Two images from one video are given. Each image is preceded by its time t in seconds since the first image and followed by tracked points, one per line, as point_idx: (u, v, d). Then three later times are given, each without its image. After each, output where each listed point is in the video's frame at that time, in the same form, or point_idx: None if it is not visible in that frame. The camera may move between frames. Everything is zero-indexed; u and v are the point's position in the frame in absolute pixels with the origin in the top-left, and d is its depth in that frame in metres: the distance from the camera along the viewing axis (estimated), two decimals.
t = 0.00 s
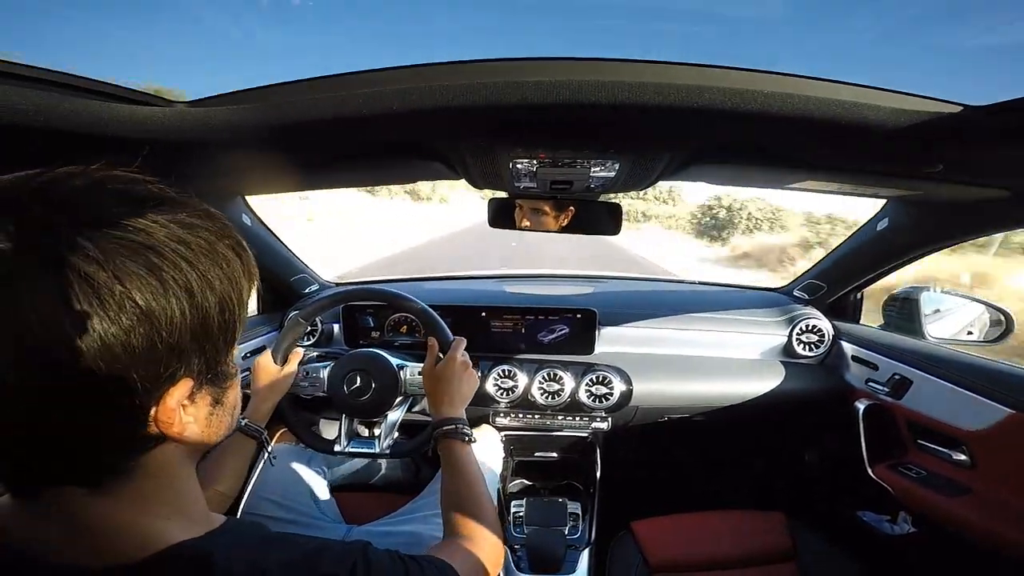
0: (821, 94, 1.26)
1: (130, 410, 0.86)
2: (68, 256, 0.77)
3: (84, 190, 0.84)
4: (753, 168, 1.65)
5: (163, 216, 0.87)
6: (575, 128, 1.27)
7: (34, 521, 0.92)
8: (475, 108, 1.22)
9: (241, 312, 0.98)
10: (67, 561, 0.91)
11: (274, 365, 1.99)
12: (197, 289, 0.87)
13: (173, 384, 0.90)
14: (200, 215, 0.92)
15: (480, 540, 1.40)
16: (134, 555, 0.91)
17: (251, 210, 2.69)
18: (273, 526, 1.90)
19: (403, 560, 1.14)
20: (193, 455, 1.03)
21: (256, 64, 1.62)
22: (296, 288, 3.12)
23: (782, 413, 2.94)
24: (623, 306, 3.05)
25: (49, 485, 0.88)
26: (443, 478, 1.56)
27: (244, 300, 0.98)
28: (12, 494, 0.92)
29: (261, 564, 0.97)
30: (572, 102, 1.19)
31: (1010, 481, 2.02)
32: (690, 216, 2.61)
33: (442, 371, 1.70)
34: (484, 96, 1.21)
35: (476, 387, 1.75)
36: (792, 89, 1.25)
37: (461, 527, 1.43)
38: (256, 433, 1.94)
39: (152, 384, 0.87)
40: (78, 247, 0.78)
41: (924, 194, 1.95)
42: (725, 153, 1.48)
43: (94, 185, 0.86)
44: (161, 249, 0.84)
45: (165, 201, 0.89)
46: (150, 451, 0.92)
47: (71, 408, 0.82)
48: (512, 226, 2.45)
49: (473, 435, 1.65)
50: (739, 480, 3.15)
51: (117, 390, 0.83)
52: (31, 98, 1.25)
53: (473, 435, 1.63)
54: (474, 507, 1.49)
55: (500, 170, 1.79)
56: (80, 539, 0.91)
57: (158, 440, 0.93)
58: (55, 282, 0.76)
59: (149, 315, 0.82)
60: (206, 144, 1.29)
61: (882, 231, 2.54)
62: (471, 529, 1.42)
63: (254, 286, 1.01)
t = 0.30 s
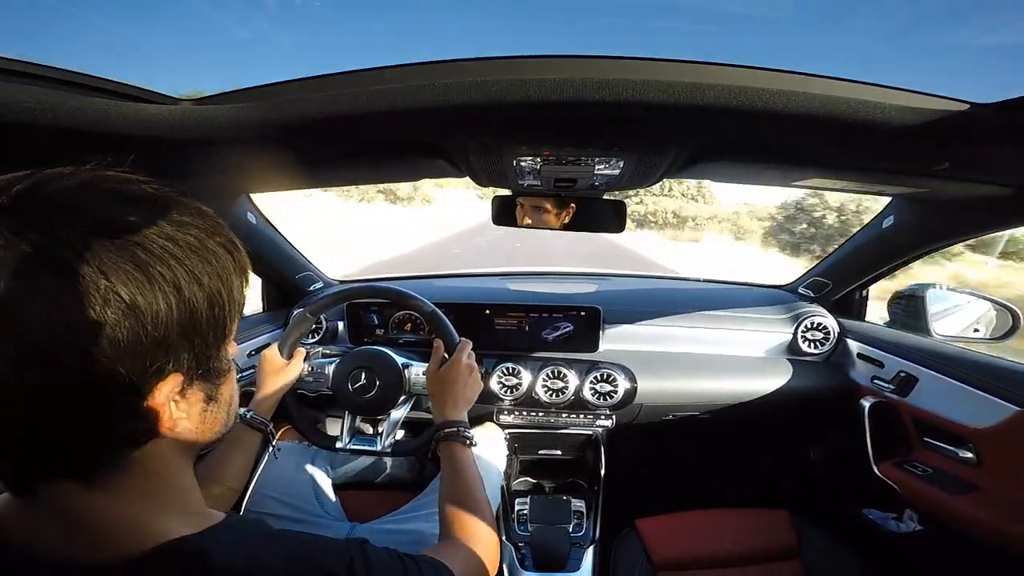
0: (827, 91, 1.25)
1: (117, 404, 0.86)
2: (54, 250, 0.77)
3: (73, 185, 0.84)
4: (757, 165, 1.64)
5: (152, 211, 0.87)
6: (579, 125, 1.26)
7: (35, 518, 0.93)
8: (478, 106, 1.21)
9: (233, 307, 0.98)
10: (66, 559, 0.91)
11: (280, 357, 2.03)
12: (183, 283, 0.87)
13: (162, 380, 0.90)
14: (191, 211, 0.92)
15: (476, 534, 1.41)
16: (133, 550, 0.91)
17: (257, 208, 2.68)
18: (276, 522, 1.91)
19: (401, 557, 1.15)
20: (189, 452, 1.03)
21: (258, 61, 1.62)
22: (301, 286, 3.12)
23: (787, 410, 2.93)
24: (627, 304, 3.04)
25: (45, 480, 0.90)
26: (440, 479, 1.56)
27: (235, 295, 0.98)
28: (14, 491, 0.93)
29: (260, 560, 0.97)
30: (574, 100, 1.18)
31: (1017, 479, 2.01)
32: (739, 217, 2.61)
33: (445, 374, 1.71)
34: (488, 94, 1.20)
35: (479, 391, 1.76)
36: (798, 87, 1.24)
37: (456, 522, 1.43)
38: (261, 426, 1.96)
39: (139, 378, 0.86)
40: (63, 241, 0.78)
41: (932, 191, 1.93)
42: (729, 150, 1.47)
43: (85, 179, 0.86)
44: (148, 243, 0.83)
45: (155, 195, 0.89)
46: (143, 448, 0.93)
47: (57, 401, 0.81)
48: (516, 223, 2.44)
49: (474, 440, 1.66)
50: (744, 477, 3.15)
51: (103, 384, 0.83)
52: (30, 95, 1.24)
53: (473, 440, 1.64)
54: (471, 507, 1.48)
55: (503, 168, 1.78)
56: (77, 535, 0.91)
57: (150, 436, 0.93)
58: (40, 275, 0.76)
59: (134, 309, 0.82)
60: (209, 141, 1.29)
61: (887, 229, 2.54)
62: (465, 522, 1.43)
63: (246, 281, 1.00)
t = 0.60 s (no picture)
0: (833, 91, 1.25)
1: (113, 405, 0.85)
2: (46, 253, 0.78)
3: (67, 186, 0.84)
4: (762, 164, 1.64)
5: (144, 210, 0.86)
6: (584, 126, 1.26)
7: (42, 518, 0.93)
8: (483, 107, 1.21)
9: (231, 306, 0.97)
10: (74, 562, 0.91)
11: (287, 356, 2.03)
12: (176, 282, 0.86)
13: (160, 378, 0.89)
14: (186, 210, 0.92)
15: (476, 533, 1.41)
16: (141, 551, 0.92)
17: (262, 208, 2.68)
18: (280, 522, 1.92)
19: (406, 556, 1.15)
20: (193, 453, 1.02)
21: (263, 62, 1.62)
22: (305, 286, 3.12)
23: (791, 410, 2.92)
24: (631, 304, 3.04)
25: (50, 482, 0.90)
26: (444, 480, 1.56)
27: (232, 293, 0.97)
28: (22, 492, 0.93)
29: (267, 559, 0.98)
30: (579, 101, 1.18)
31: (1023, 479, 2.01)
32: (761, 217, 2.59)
33: (449, 375, 1.71)
34: (493, 94, 1.20)
35: (483, 393, 1.76)
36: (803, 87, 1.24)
37: (458, 522, 1.43)
38: (269, 425, 1.94)
39: (134, 378, 0.86)
40: (55, 244, 0.79)
41: (937, 191, 1.93)
42: (733, 150, 1.47)
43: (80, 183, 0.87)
44: (139, 242, 0.83)
45: (149, 196, 0.89)
46: (145, 448, 0.92)
47: (55, 403, 0.81)
48: (520, 223, 2.44)
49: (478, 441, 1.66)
50: (748, 477, 3.14)
51: (98, 386, 0.82)
52: (34, 96, 1.24)
53: (478, 441, 1.64)
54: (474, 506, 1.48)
55: (507, 168, 1.78)
56: (84, 536, 0.92)
57: (150, 437, 0.92)
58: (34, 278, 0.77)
59: (127, 308, 0.81)
60: (214, 141, 1.29)
61: (893, 230, 2.53)
62: (466, 522, 1.43)
63: (243, 280, 1.00)
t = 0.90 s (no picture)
0: (837, 92, 1.25)
1: (110, 403, 0.85)
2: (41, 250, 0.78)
3: (63, 182, 0.85)
4: (767, 165, 1.63)
5: (140, 207, 0.86)
6: (588, 126, 1.26)
7: (46, 518, 0.93)
8: (487, 107, 1.21)
9: (228, 302, 0.97)
10: (82, 562, 0.91)
11: (292, 353, 2.02)
12: (172, 279, 0.86)
13: (159, 376, 0.89)
14: (182, 206, 0.92)
15: (481, 536, 1.41)
16: (146, 548, 0.92)
17: (265, 208, 2.68)
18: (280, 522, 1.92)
19: (412, 558, 1.16)
20: (195, 450, 1.03)
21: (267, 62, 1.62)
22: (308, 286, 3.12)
23: (794, 410, 2.92)
24: (634, 304, 3.04)
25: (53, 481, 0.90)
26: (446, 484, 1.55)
27: (229, 289, 0.97)
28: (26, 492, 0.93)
29: (270, 558, 0.98)
30: (583, 101, 1.18)
31: None
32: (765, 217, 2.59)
33: (451, 382, 1.70)
34: (497, 95, 1.20)
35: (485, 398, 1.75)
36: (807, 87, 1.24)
37: (460, 523, 1.44)
38: (273, 422, 1.97)
39: (130, 375, 0.85)
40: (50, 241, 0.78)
41: (940, 191, 1.93)
42: (736, 150, 1.47)
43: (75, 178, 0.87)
44: (134, 238, 0.83)
45: (144, 192, 0.89)
46: (145, 446, 0.93)
47: (53, 401, 0.82)
48: (523, 224, 2.45)
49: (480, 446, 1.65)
50: (751, 478, 3.14)
51: (95, 383, 0.83)
52: (37, 95, 1.24)
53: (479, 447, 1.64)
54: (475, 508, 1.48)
55: (511, 168, 1.78)
56: (86, 536, 0.91)
57: (150, 435, 0.92)
58: (30, 277, 0.77)
59: (124, 306, 0.81)
60: (217, 141, 1.29)
61: (897, 229, 2.52)
62: (470, 523, 1.44)
63: (241, 276, 1.00)
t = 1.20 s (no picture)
0: (841, 89, 1.25)
1: (100, 402, 0.85)
2: (29, 250, 0.78)
3: (53, 187, 0.86)
4: (770, 163, 1.63)
5: (129, 207, 0.87)
6: (590, 123, 1.25)
7: (44, 518, 0.93)
8: (489, 105, 1.21)
9: (218, 302, 0.98)
10: (82, 562, 0.90)
11: (295, 344, 2.05)
12: (160, 277, 0.87)
13: (149, 373, 0.88)
14: (171, 208, 0.93)
15: (475, 539, 1.43)
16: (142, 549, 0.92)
17: (267, 205, 2.67)
18: (278, 523, 1.93)
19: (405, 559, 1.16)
20: (189, 449, 1.03)
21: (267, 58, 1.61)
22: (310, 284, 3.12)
23: (796, 408, 2.92)
24: (637, 302, 3.03)
25: (46, 481, 0.89)
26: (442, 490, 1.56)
27: (219, 288, 0.97)
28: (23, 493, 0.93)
29: (268, 559, 0.98)
30: (585, 98, 1.18)
31: None
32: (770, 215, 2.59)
33: (451, 388, 1.70)
34: (500, 92, 1.20)
35: (484, 407, 1.75)
36: (811, 84, 1.24)
37: (454, 524, 1.45)
38: (272, 413, 2.02)
39: (121, 373, 0.85)
40: (39, 241, 0.79)
41: (943, 189, 1.92)
42: (739, 148, 1.47)
43: (65, 184, 0.88)
44: (124, 236, 0.83)
45: (134, 195, 0.91)
46: (137, 444, 0.92)
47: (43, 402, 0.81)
48: (526, 222, 2.45)
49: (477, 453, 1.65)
50: (753, 477, 3.13)
51: (85, 382, 0.82)
52: (38, 91, 1.24)
53: (477, 454, 1.64)
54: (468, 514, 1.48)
55: (513, 165, 1.78)
56: (82, 536, 0.91)
57: (143, 432, 0.92)
58: (19, 275, 0.76)
59: (112, 303, 0.81)
60: (218, 138, 1.29)
61: (900, 227, 2.51)
62: (465, 523, 1.45)
63: (230, 275, 1.00)
